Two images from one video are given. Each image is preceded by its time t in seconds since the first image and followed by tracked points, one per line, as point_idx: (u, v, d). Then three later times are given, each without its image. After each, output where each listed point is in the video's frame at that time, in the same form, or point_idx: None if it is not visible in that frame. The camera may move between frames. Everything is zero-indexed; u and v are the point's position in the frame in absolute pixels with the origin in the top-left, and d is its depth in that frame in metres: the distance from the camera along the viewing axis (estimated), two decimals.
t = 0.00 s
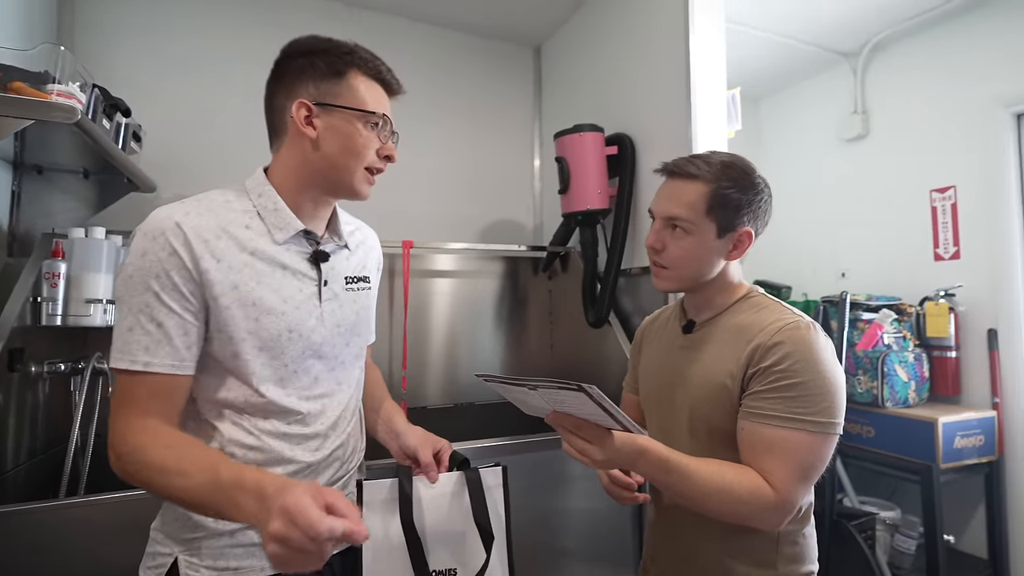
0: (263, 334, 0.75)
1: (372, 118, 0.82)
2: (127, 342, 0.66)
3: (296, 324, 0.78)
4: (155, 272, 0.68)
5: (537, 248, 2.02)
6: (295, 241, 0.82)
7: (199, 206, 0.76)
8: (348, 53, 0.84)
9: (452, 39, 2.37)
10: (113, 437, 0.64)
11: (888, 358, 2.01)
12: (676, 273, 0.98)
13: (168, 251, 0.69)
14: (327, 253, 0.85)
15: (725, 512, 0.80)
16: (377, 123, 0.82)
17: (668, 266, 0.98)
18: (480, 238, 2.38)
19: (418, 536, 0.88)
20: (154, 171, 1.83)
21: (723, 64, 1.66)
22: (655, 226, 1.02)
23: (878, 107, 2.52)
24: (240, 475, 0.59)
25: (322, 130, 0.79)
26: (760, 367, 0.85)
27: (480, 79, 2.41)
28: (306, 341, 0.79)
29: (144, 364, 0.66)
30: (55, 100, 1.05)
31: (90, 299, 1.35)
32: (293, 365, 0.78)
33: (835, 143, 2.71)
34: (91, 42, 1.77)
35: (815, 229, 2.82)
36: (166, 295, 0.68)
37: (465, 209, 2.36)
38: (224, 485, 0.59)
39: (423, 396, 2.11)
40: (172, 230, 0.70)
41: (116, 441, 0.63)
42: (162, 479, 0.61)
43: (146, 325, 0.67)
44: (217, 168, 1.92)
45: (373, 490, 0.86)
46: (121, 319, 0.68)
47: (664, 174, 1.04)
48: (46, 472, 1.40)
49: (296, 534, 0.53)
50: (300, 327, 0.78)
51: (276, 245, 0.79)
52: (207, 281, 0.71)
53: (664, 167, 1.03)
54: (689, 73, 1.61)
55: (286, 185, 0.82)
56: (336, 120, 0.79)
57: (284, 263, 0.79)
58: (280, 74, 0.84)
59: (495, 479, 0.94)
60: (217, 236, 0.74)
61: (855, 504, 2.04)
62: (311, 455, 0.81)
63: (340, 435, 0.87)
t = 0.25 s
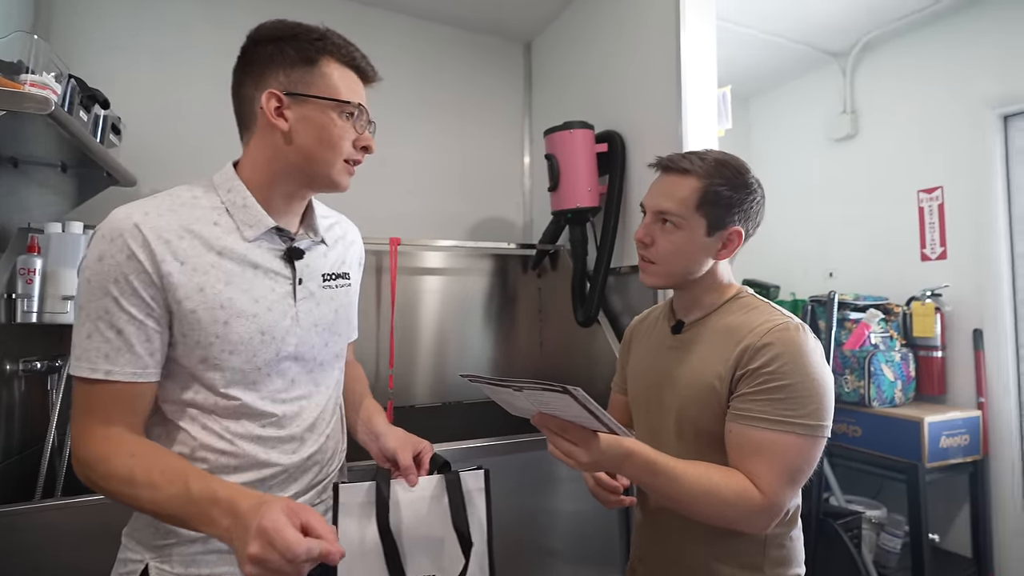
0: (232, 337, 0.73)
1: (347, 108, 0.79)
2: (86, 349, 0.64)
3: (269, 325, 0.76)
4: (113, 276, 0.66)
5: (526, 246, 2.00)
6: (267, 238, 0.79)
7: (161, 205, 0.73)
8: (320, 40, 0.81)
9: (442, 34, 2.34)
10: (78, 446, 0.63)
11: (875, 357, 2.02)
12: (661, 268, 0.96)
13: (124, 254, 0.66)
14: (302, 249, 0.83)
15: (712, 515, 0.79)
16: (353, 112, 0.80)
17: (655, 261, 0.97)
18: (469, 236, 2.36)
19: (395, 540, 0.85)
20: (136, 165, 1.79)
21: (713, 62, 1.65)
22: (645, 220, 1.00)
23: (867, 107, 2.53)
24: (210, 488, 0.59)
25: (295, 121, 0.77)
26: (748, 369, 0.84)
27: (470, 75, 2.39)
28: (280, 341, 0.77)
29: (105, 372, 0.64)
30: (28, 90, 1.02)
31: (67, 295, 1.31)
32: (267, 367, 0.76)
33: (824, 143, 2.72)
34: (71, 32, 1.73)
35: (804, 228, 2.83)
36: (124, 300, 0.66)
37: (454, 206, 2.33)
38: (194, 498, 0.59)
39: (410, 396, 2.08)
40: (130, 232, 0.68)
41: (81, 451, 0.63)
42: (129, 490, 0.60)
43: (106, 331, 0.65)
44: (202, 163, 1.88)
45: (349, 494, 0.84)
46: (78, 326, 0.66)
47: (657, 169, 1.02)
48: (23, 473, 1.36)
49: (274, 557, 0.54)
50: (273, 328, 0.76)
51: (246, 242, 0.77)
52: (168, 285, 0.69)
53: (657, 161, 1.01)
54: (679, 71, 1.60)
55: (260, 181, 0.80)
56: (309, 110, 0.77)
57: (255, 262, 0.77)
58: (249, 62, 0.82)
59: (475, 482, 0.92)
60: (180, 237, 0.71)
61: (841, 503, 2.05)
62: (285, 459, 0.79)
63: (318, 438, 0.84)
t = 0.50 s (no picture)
0: (210, 332, 0.71)
1: (325, 97, 0.77)
2: (55, 347, 0.63)
3: (249, 319, 0.74)
4: (81, 272, 0.64)
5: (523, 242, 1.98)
6: (247, 228, 0.78)
7: (133, 198, 0.71)
8: (300, 25, 0.79)
9: (442, 26, 2.32)
10: (52, 447, 0.62)
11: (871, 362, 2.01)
12: (658, 268, 0.95)
13: (94, 249, 0.65)
14: (285, 240, 0.81)
15: (700, 520, 0.78)
16: (331, 102, 0.78)
17: (652, 260, 0.95)
18: (466, 231, 2.34)
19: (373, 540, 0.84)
20: (129, 153, 1.77)
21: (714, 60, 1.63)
22: (642, 219, 0.99)
23: (870, 109, 2.51)
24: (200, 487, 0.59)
25: (270, 107, 0.75)
26: (740, 373, 0.83)
27: (469, 69, 2.36)
28: (261, 336, 0.75)
29: (76, 371, 0.63)
30: (13, 74, 1.00)
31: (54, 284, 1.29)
32: (248, 363, 0.75)
33: (826, 144, 2.70)
34: (64, 16, 1.70)
35: (803, 230, 2.81)
36: (93, 296, 0.64)
37: (451, 201, 2.31)
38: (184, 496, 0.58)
39: (403, 391, 2.07)
40: (98, 226, 0.66)
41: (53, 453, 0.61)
42: (112, 491, 0.59)
43: (75, 329, 0.64)
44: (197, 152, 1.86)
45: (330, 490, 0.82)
46: (47, 323, 0.64)
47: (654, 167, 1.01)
48: (8, 462, 1.35)
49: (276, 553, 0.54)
50: (253, 323, 0.75)
51: (225, 234, 0.75)
52: (140, 280, 0.67)
53: (654, 159, 1.00)
54: (680, 68, 1.58)
55: (236, 171, 0.78)
56: (286, 98, 0.75)
57: (235, 255, 0.75)
58: (226, 45, 0.79)
59: (459, 483, 0.90)
60: (152, 231, 0.70)
61: (833, 506, 2.04)
62: (268, 455, 0.77)
63: (303, 435, 0.83)
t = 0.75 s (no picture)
0: (209, 332, 0.71)
1: (319, 100, 0.76)
2: (52, 350, 0.63)
3: (247, 318, 0.74)
4: (75, 275, 0.64)
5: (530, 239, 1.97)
6: (243, 227, 0.78)
7: (128, 198, 0.71)
8: (306, 23, 0.77)
9: (450, 21, 2.30)
10: (53, 448, 0.62)
11: (884, 362, 1.98)
12: (666, 266, 0.93)
13: (88, 252, 0.65)
14: (282, 238, 0.81)
15: (705, 524, 0.77)
16: (325, 105, 0.76)
17: (660, 257, 0.93)
18: (473, 227, 2.33)
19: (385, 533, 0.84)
20: (138, 150, 1.78)
21: (725, 55, 1.60)
22: (651, 216, 0.97)
23: (885, 104, 2.46)
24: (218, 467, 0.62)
25: (261, 104, 0.74)
26: (746, 375, 0.81)
27: (477, 65, 2.35)
28: (260, 335, 0.75)
29: (73, 374, 0.63)
30: (20, 71, 1.00)
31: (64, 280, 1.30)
32: (248, 362, 0.75)
33: (840, 140, 2.65)
34: (74, 13, 1.71)
35: (816, 228, 2.77)
36: (88, 299, 0.64)
37: (459, 197, 2.31)
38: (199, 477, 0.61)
39: (410, 387, 2.07)
40: (92, 228, 0.66)
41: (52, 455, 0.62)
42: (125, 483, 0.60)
43: (72, 332, 0.64)
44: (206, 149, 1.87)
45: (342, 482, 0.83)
46: (43, 326, 0.64)
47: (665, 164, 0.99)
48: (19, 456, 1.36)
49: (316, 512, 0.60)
50: (252, 322, 0.74)
51: (221, 233, 0.75)
52: (136, 282, 0.67)
53: (665, 155, 0.98)
54: (690, 63, 1.55)
55: (225, 165, 0.78)
56: (279, 96, 0.74)
57: (232, 254, 0.75)
58: (229, 37, 0.78)
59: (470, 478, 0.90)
60: (147, 232, 0.69)
61: (844, 508, 2.02)
62: (270, 454, 0.77)
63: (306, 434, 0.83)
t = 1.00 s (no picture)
0: (210, 335, 0.70)
1: (329, 106, 0.75)
2: (53, 352, 0.62)
3: (249, 322, 0.73)
4: (76, 276, 0.63)
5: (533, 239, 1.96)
6: (246, 230, 0.77)
7: (131, 199, 0.71)
8: (316, 28, 0.76)
9: (452, 20, 2.29)
10: (52, 451, 0.61)
11: (890, 361, 1.96)
12: (673, 267, 0.92)
13: (89, 252, 0.64)
14: (285, 242, 0.80)
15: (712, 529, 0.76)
16: (335, 112, 0.75)
17: (666, 258, 0.92)
18: (476, 228, 2.32)
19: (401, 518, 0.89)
20: (141, 151, 1.78)
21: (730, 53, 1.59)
22: (657, 216, 0.96)
23: (892, 101, 2.44)
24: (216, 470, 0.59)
25: (270, 110, 0.73)
26: (754, 378, 0.80)
27: (480, 65, 2.34)
28: (262, 339, 0.74)
29: (74, 376, 0.62)
30: (20, 74, 1.00)
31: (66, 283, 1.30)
32: (249, 366, 0.74)
33: (845, 137, 2.63)
34: (76, 14, 1.70)
35: (821, 226, 2.75)
36: (89, 300, 0.64)
37: (461, 197, 2.30)
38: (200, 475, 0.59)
39: (413, 389, 2.06)
40: (94, 229, 0.65)
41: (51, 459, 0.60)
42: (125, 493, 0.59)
43: (73, 333, 0.63)
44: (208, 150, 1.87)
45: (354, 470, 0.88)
46: (44, 327, 0.63)
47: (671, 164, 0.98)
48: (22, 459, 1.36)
49: (327, 520, 0.58)
50: (253, 325, 0.74)
51: (223, 236, 0.74)
52: (137, 284, 0.66)
53: (671, 155, 0.97)
54: (695, 61, 1.54)
55: (231, 169, 0.77)
56: (287, 101, 0.73)
57: (234, 257, 0.74)
58: (238, 41, 0.78)
59: (476, 461, 0.95)
60: (149, 234, 0.69)
61: (850, 509, 2.00)
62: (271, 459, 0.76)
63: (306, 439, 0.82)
